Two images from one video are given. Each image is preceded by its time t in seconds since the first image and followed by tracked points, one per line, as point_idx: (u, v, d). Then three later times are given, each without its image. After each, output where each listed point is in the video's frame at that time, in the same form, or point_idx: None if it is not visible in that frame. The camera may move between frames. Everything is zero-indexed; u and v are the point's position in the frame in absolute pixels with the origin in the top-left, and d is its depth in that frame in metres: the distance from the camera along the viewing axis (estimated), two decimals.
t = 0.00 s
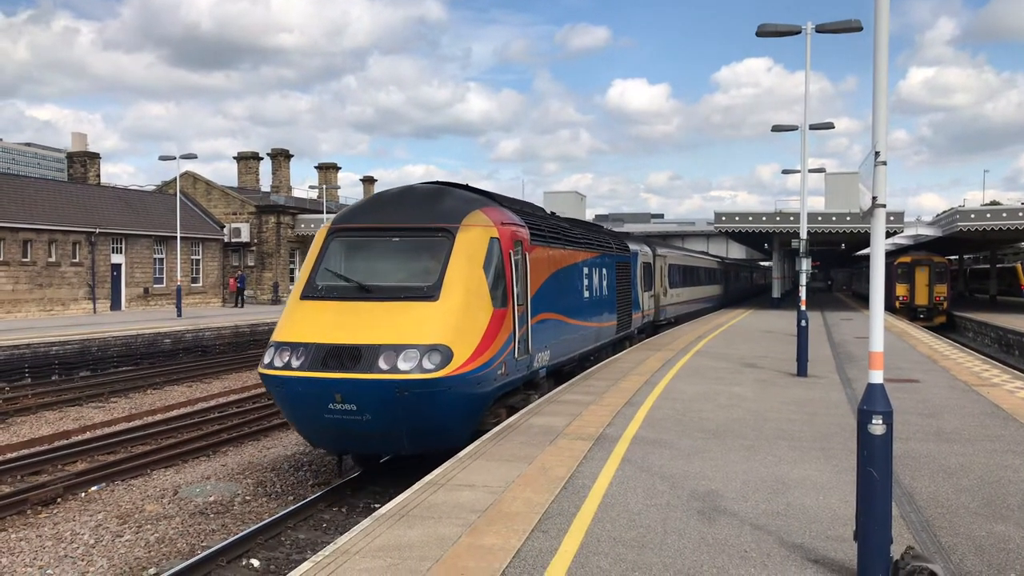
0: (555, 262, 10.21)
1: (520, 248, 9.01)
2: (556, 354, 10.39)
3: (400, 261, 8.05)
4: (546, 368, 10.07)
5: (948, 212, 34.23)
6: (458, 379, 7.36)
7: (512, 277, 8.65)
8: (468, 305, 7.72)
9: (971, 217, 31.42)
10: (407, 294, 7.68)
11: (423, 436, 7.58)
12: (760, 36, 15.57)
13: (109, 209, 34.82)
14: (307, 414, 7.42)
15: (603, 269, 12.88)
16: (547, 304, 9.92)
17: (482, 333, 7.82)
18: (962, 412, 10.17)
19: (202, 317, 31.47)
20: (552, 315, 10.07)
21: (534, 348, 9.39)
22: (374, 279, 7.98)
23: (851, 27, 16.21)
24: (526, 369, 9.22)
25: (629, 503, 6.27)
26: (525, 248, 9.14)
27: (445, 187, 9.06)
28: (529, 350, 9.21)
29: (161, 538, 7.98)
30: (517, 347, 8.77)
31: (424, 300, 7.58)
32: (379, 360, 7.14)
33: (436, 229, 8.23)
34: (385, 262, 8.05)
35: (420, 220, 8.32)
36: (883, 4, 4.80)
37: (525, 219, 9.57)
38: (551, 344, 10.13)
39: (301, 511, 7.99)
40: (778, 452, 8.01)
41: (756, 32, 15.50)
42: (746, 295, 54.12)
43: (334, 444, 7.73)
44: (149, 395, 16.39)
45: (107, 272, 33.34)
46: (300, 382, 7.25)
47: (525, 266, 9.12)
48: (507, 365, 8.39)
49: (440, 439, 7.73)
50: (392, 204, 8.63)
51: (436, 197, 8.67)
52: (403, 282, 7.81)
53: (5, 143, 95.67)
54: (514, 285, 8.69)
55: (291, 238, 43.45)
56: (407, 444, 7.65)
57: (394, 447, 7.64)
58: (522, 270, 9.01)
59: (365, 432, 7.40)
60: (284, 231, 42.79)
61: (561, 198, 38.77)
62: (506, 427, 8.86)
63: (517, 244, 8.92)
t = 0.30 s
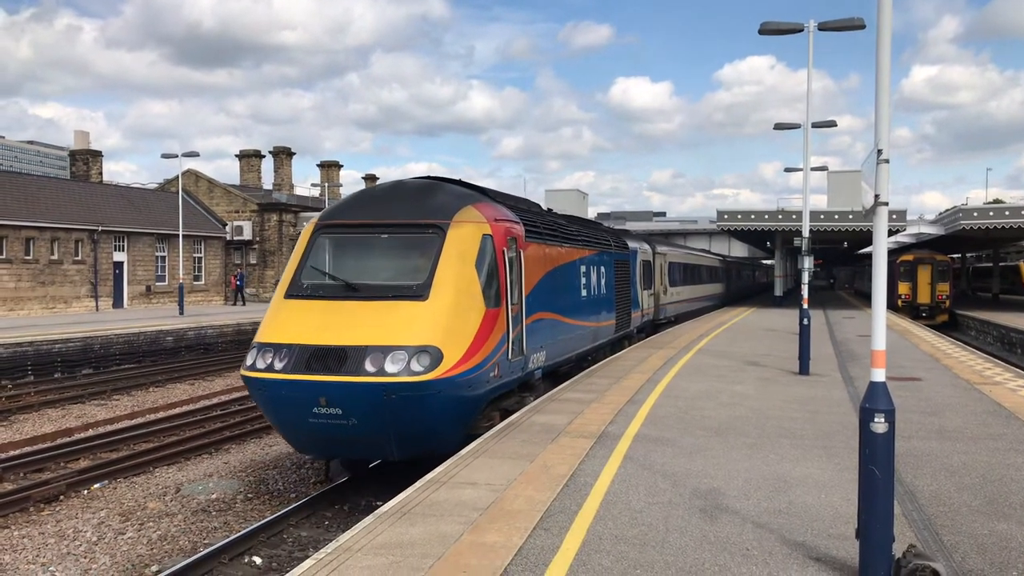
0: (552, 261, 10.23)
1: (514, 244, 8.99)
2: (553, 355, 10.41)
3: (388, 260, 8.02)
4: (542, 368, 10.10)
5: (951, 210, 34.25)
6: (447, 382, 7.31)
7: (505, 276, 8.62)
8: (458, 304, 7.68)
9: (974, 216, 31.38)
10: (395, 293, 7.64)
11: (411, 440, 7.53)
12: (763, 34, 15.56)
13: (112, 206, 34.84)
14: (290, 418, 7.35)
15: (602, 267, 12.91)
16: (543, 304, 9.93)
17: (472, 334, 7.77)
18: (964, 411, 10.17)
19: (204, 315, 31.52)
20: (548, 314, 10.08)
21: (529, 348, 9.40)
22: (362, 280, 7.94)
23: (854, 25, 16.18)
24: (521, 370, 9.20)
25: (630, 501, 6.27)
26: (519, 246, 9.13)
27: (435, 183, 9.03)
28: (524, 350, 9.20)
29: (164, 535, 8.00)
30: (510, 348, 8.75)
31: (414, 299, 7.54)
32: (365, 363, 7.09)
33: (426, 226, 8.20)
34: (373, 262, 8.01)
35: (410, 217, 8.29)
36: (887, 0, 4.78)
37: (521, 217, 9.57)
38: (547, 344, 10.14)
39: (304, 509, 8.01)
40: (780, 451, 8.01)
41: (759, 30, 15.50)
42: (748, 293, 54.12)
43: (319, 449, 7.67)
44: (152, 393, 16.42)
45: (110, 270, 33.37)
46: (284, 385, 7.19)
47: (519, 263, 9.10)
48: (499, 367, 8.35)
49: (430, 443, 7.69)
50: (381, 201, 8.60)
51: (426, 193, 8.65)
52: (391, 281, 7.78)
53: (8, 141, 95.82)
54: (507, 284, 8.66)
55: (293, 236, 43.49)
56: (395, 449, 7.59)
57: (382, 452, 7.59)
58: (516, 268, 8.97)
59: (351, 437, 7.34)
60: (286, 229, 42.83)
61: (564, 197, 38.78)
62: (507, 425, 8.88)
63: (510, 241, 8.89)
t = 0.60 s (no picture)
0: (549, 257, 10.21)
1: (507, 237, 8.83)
2: (551, 353, 10.41)
3: (376, 256, 7.84)
4: (539, 367, 10.07)
5: (955, 206, 34.14)
6: (436, 384, 7.10)
7: (497, 272, 8.44)
8: (448, 302, 7.48)
9: (976, 212, 31.33)
10: (381, 290, 7.44)
11: (398, 443, 7.35)
12: (765, 29, 15.53)
13: (114, 203, 34.86)
14: (272, 421, 7.17)
15: (601, 263, 12.94)
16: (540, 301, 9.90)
17: (463, 334, 7.56)
18: (967, 407, 10.16)
19: (207, 311, 31.58)
20: (545, 312, 10.07)
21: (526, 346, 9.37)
22: (348, 277, 7.75)
23: (857, 20, 16.15)
24: (516, 372, 9.11)
25: (633, 497, 6.28)
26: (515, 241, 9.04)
27: (425, 175, 8.86)
28: (519, 350, 9.11)
29: (167, 531, 8.01)
30: (504, 348, 8.59)
31: (402, 296, 7.34)
32: (350, 364, 6.88)
33: (415, 221, 8.02)
34: (359, 258, 7.83)
35: (398, 212, 8.11)
36: None
37: (517, 212, 9.54)
38: (545, 342, 10.13)
39: (306, 505, 8.01)
40: (783, 447, 8.01)
41: (761, 26, 15.46)
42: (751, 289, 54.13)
43: (302, 453, 7.48)
44: (155, 389, 16.45)
45: (113, 267, 33.41)
46: (265, 388, 7.01)
47: (513, 258, 8.96)
48: (491, 366, 8.19)
49: (421, 446, 7.53)
50: (368, 195, 8.41)
51: (415, 186, 8.47)
52: (377, 277, 7.59)
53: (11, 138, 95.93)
54: (499, 280, 8.48)
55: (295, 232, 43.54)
56: (382, 452, 7.41)
57: (368, 455, 7.41)
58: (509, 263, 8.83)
59: (335, 440, 7.16)
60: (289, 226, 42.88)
61: (567, 193, 38.79)
62: (508, 421, 8.88)
63: (503, 236, 8.74)
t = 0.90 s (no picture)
0: (547, 252, 10.19)
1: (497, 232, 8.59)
2: (548, 351, 10.36)
3: (361, 251, 7.55)
4: (534, 365, 9.92)
5: (958, 202, 34.03)
6: (423, 386, 6.83)
7: (488, 269, 8.19)
8: (436, 300, 7.20)
9: (980, 208, 31.25)
10: (367, 287, 7.14)
11: (383, 449, 7.07)
12: (769, 25, 15.48)
13: (117, 199, 34.87)
14: (250, 424, 6.88)
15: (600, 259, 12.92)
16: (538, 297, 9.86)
17: (452, 334, 7.30)
18: (971, 403, 10.14)
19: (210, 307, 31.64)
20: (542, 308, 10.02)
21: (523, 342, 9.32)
22: (332, 272, 7.46)
23: (861, 15, 16.10)
24: (509, 372, 8.95)
25: (636, 492, 6.28)
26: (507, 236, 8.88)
27: (415, 166, 8.59)
28: (512, 349, 8.93)
29: (171, 526, 8.03)
30: (495, 348, 8.36)
31: (387, 293, 7.04)
32: (332, 365, 6.59)
33: (403, 214, 7.73)
34: (344, 254, 7.54)
35: (385, 204, 7.81)
36: None
37: (515, 206, 9.51)
38: (542, 339, 10.08)
39: (309, 501, 8.02)
40: (786, 443, 8.00)
41: (765, 20, 15.41)
42: (754, 285, 54.09)
43: (283, 458, 7.20)
44: (159, 384, 16.49)
45: (116, 262, 33.46)
46: (242, 390, 6.72)
47: (505, 255, 8.74)
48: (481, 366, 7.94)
49: (410, 451, 7.27)
50: (353, 187, 8.11)
51: (402, 178, 8.19)
52: (362, 274, 7.31)
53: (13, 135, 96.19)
54: (491, 277, 8.26)
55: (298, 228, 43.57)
56: (367, 458, 7.13)
57: (352, 461, 7.13)
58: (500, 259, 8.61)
59: (317, 445, 6.88)
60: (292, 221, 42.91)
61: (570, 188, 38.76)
62: (511, 417, 8.87)
63: (496, 231, 8.54)
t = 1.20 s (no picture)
0: (547, 247, 10.11)
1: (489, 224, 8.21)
2: (546, 348, 10.25)
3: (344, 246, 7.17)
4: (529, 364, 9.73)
5: (962, 197, 33.95)
6: (408, 388, 6.44)
7: (480, 264, 7.81)
8: (423, 298, 6.81)
9: (984, 204, 31.20)
10: (349, 283, 6.75)
11: (367, 454, 6.71)
12: (773, 20, 15.44)
13: (120, 194, 34.90)
14: (224, 428, 6.52)
15: (598, 254, 12.85)
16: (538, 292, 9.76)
17: (441, 333, 6.91)
18: (975, 399, 10.12)
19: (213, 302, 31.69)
20: (541, 304, 9.93)
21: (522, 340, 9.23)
22: (313, 268, 7.08)
23: (865, 11, 16.05)
24: (501, 373, 8.69)
25: (639, 487, 6.28)
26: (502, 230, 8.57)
27: (403, 156, 8.20)
28: (506, 349, 8.63)
29: (174, 521, 8.03)
30: (487, 349, 7.98)
31: (372, 289, 6.66)
32: (311, 366, 6.23)
33: (389, 206, 7.33)
34: (326, 248, 7.15)
35: (370, 196, 7.42)
36: None
37: (514, 200, 9.41)
38: (541, 336, 10.00)
39: (313, 496, 8.02)
40: (789, 438, 8.00)
41: (769, 16, 15.37)
42: (756, 281, 54.06)
43: (260, 464, 6.83)
44: (162, 379, 16.52)
45: (119, 257, 33.51)
46: (215, 392, 6.34)
47: (498, 251, 8.38)
48: (472, 368, 7.58)
49: (397, 458, 6.93)
50: (337, 178, 7.71)
51: (388, 168, 7.79)
52: (344, 270, 6.92)
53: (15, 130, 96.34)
54: (483, 273, 7.87)
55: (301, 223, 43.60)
56: (349, 465, 6.76)
57: (333, 468, 6.76)
58: (493, 255, 8.25)
59: (295, 451, 6.52)
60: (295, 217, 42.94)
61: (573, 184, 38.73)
62: (514, 412, 8.87)
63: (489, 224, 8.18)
